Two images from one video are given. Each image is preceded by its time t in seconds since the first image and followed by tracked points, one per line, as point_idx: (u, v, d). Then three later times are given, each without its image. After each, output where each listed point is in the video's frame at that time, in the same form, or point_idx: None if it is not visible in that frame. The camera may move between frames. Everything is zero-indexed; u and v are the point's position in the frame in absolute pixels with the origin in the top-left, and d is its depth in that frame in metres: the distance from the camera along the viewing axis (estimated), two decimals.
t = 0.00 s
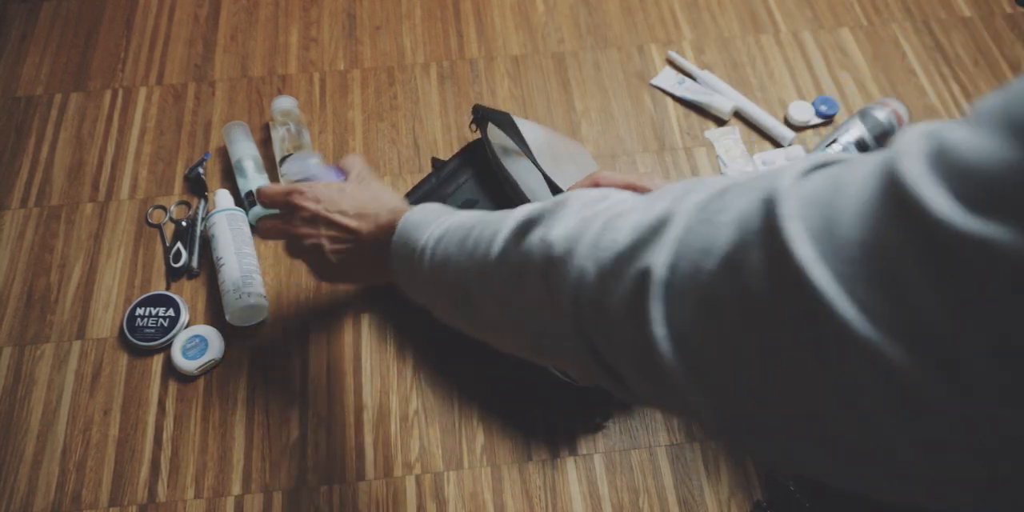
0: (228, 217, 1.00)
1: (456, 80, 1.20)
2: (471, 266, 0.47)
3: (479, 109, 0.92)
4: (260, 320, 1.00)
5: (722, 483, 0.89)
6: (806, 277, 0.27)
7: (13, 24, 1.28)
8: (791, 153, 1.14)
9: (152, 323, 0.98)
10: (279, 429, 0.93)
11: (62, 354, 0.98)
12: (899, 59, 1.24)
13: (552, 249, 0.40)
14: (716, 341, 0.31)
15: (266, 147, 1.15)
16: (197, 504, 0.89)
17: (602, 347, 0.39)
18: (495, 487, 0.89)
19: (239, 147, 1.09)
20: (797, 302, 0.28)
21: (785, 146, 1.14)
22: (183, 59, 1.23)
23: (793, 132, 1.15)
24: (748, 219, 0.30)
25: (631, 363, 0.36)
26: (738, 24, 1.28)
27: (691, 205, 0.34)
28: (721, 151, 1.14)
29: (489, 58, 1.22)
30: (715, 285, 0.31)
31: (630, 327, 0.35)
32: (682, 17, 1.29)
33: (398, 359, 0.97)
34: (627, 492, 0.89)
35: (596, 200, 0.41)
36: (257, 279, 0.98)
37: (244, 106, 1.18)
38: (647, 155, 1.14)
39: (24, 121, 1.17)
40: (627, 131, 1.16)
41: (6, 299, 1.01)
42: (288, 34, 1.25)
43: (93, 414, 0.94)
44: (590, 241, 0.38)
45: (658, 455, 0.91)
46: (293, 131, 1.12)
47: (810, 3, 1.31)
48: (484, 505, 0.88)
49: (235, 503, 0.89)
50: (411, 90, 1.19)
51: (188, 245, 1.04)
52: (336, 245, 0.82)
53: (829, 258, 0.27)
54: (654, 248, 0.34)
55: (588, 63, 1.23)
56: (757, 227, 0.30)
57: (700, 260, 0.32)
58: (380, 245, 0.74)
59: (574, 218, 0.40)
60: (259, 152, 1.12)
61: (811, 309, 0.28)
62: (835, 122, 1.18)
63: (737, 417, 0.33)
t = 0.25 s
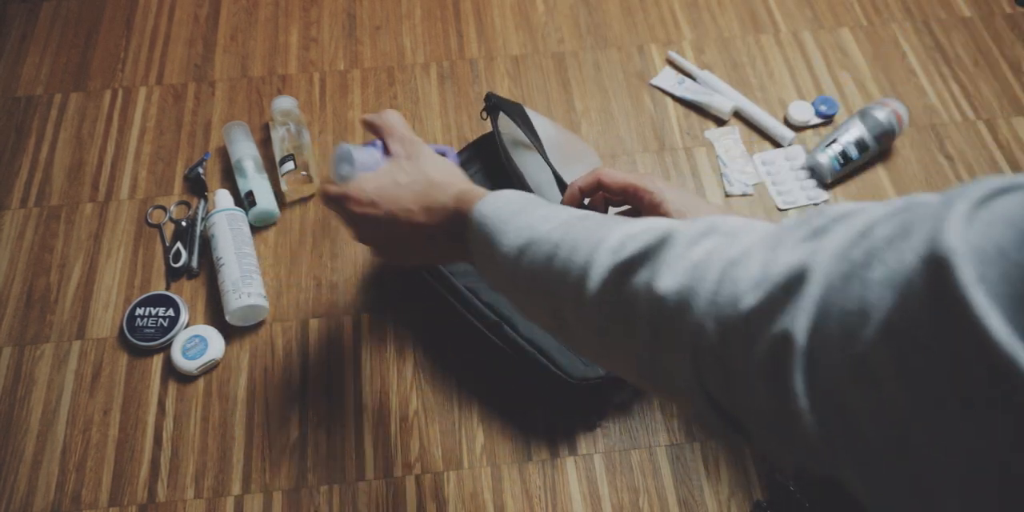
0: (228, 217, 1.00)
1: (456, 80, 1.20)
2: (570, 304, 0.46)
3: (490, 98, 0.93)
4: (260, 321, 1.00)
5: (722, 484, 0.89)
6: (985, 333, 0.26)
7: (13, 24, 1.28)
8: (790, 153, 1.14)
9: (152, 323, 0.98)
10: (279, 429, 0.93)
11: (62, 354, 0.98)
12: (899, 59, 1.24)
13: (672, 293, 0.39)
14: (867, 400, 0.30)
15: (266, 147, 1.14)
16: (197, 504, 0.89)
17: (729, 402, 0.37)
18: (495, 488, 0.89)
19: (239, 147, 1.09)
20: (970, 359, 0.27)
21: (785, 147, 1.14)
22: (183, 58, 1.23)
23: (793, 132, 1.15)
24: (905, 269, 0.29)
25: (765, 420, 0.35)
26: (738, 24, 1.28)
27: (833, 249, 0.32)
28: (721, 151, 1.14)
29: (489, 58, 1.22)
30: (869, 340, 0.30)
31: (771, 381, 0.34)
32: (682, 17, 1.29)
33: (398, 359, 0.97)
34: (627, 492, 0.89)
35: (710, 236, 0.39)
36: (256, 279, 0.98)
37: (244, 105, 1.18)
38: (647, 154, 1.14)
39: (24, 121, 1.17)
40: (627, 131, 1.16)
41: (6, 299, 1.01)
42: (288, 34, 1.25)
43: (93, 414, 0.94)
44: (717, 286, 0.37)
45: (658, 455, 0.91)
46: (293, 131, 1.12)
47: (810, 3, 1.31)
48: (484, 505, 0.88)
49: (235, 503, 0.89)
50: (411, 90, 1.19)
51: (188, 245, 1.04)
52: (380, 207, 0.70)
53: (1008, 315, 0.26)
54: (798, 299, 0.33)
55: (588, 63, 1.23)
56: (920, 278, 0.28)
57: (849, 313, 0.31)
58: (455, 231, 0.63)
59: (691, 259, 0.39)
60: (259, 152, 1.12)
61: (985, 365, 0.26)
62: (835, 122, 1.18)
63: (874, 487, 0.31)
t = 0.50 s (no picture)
0: (228, 217, 1.00)
1: (456, 80, 1.20)
2: (601, 331, 0.48)
3: (492, 97, 0.94)
4: (260, 321, 1.00)
5: (722, 484, 0.89)
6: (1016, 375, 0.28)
7: (13, 24, 1.28)
8: (790, 153, 1.14)
9: (152, 323, 0.98)
10: (279, 429, 0.93)
11: (62, 354, 0.98)
12: (899, 59, 1.24)
13: (705, 325, 0.41)
14: (895, 435, 0.32)
15: (266, 147, 1.14)
16: (197, 504, 0.89)
17: (751, 435, 0.39)
18: (495, 488, 0.89)
19: (239, 147, 1.09)
20: (1002, 398, 0.29)
21: (785, 147, 1.14)
22: (183, 58, 1.23)
23: (793, 132, 1.15)
24: (938, 313, 0.31)
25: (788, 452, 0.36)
26: (738, 24, 1.28)
27: (872, 292, 0.34)
28: (721, 151, 1.14)
29: (489, 58, 1.22)
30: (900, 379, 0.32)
31: (797, 416, 0.35)
32: (682, 17, 1.29)
33: (398, 360, 0.97)
34: (627, 492, 0.89)
35: (744, 273, 0.41)
36: (256, 279, 0.98)
37: (244, 106, 1.18)
38: (647, 154, 1.14)
39: (25, 121, 1.17)
40: (627, 131, 1.16)
41: (6, 299, 1.02)
42: (288, 34, 1.25)
43: (93, 414, 0.94)
44: (750, 321, 0.39)
45: (658, 455, 0.91)
46: (293, 131, 1.12)
47: (810, 3, 1.30)
48: (484, 505, 0.88)
49: (235, 503, 0.89)
50: (411, 90, 1.19)
51: (188, 245, 1.04)
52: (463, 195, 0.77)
53: None
54: (829, 338, 0.34)
55: (588, 63, 1.23)
56: (953, 321, 0.30)
57: (881, 351, 0.32)
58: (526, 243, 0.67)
59: (725, 295, 0.41)
60: (259, 152, 1.12)
61: (1016, 402, 0.28)
62: (835, 122, 1.18)
63: (895, 510, 0.34)
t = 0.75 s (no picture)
0: (228, 217, 1.00)
1: (456, 80, 1.20)
2: (573, 299, 0.47)
3: (497, 94, 0.95)
4: (260, 321, 1.00)
5: (722, 484, 0.89)
6: (955, 350, 0.27)
7: (13, 24, 1.28)
8: (791, 153, 1.14)
9: (152, 323, 0.98)
10: (279, 429, 0.93)
11: (62, 354, 0.98)
12: (899, 59, 1.24)
13: (669, 299, 0.40)
14: (845, 413, 0.31)
15: (266, 147, 1.14)
16: (197, 504, 0.89)
17: (706, 407, 0.39)
18: (495, 488, 0.89)
19: (239, 147, 1.09)
20: (947, 380, 0.27)
21: (785, 147, 1.14)
22: (183, 58, 1.23)
23: (793, 132, 1.15)
24: (887, 288, 0.30)
25: (736, 422, 0.36)
26: (738, 24, 1.28)
27: (831, 269, 0.33)
28: (721, 151, 1.14)
29: (489, 58, 1.22)
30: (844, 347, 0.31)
31: (749, 391, 0.35)
32: (682, 17, 1.29)
33: (398, 360, 0.97)
34: (627, 492, 0.89)
35: (713, 252, 0.40)
36: (256, 279, 0.98)
37: (244, 106, 1.18)
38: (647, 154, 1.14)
39: (25, 121, 1.17)
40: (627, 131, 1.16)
41: (6, 300, 1.02)
42: (288, 34, 1.25)
43: (93, 414, 0.94)
44: (709, 297, 0.38)
45: (658, 455, 0.91)
46: (293, 131, 1.12)
47: (810, 4, 1.30)
48: (484, 505, 0.88)
49: (235, 503, 0.89)
50: (411, 90, 1.19)
51: (188, 245, 1.04)
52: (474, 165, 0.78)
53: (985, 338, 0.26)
54: (783, 314, 0.34)
55: (588, 63, 1.23)
56: (906, 297, 0.29)
57: (827, 321, 0.32)
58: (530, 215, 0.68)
59: (692, 272, 0.40)
60: (259, 152, 1.12)
61: (963, 383, 0.27)
62: (835, 122, 1.18)
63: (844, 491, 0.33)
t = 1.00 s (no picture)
0: (227, 217, 1.00)
1: (456, 80, 1.20)
2: (559, 243, 0.47)
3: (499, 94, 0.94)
4: (261, 321, 1.00)
5: (722, 484, 0.89)
6: (902, 289, 0.28)
7: (13, 24, 1.28)
8: (790, 153, 1.14)
9: (152, 323, 0.98)
10: (279, 428, 0.93)
11: (62, 354, 0.98)
12: (899, 59, 1.24)
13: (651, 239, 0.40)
14: (800, 345, 0.32)
15: (266, 147, 1.15)
16: (197, 504, 0.89)
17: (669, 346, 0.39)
18: (495, 488, 0.89)
19: (240, 147, 1.09)
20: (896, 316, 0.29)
21: (785, 146, 1.14)
22: (183, 58, 1.23)
23: (793, 132, 1.15)
24: (852, 230, 0.31)
25: (692, 362, 0.38)
26: (738, 24, 1.28)
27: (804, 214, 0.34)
28: (721, 151, 1.14)
29: (489, 58, 1.22)
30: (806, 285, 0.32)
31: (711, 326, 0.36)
32: (682, 17, 1.29)
33: (398, 359, 0.97)
34: (627, 492, 0.89)
35: (705, 201, 0.41)
36: (256, 279, 0.98)
37: (244, 106, 1.18)
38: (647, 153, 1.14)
39: (25, 121, 1.17)
40: (627, 131, 1.16)
41: (6, 299, 1.02)
42: (288, 34, 1.25)
43: (93, 414, 0.94)
44: (686, 237, 0.38)
45: (658, 455, 0.91)
46: (293, 131, 1.12)
47: (810, 4, 1.30)
48: (484, 505, 0.88)
49: (236, 503, 0.89)
50: (411, 90, 1.19)
51: (188, 245, 1.04)
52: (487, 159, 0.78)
53: (931, 277, 0.28)
54: (754, 249, 0.34)
55: (588, 63, 1.23)
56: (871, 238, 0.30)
57: (790, 261, 0.33)
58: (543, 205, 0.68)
59: (680, 215, 0.40)
60: (259, 152, 1.12)
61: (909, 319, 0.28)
62: (835, 122, 1.18)
63: (790, 427, 0.34)
